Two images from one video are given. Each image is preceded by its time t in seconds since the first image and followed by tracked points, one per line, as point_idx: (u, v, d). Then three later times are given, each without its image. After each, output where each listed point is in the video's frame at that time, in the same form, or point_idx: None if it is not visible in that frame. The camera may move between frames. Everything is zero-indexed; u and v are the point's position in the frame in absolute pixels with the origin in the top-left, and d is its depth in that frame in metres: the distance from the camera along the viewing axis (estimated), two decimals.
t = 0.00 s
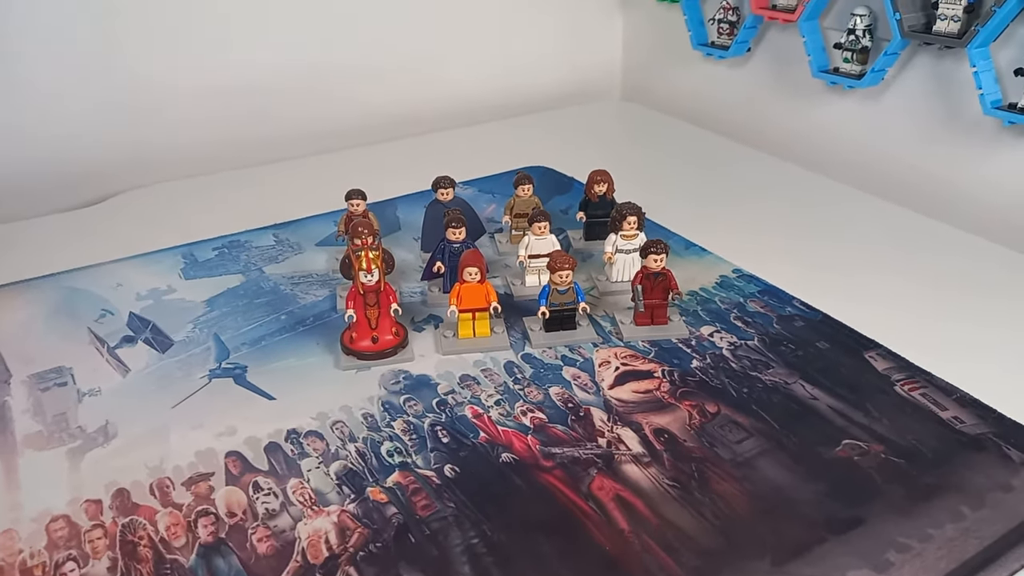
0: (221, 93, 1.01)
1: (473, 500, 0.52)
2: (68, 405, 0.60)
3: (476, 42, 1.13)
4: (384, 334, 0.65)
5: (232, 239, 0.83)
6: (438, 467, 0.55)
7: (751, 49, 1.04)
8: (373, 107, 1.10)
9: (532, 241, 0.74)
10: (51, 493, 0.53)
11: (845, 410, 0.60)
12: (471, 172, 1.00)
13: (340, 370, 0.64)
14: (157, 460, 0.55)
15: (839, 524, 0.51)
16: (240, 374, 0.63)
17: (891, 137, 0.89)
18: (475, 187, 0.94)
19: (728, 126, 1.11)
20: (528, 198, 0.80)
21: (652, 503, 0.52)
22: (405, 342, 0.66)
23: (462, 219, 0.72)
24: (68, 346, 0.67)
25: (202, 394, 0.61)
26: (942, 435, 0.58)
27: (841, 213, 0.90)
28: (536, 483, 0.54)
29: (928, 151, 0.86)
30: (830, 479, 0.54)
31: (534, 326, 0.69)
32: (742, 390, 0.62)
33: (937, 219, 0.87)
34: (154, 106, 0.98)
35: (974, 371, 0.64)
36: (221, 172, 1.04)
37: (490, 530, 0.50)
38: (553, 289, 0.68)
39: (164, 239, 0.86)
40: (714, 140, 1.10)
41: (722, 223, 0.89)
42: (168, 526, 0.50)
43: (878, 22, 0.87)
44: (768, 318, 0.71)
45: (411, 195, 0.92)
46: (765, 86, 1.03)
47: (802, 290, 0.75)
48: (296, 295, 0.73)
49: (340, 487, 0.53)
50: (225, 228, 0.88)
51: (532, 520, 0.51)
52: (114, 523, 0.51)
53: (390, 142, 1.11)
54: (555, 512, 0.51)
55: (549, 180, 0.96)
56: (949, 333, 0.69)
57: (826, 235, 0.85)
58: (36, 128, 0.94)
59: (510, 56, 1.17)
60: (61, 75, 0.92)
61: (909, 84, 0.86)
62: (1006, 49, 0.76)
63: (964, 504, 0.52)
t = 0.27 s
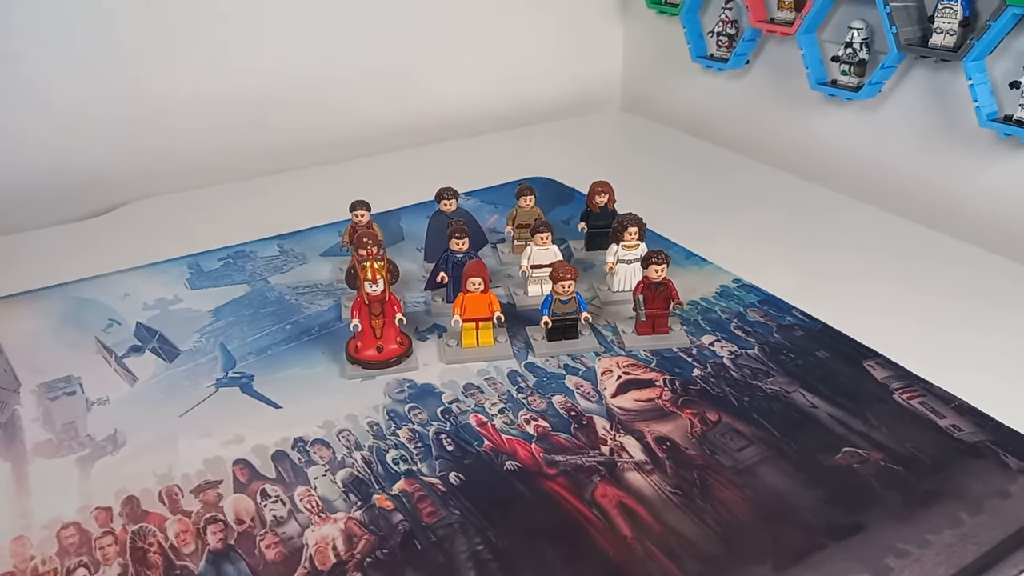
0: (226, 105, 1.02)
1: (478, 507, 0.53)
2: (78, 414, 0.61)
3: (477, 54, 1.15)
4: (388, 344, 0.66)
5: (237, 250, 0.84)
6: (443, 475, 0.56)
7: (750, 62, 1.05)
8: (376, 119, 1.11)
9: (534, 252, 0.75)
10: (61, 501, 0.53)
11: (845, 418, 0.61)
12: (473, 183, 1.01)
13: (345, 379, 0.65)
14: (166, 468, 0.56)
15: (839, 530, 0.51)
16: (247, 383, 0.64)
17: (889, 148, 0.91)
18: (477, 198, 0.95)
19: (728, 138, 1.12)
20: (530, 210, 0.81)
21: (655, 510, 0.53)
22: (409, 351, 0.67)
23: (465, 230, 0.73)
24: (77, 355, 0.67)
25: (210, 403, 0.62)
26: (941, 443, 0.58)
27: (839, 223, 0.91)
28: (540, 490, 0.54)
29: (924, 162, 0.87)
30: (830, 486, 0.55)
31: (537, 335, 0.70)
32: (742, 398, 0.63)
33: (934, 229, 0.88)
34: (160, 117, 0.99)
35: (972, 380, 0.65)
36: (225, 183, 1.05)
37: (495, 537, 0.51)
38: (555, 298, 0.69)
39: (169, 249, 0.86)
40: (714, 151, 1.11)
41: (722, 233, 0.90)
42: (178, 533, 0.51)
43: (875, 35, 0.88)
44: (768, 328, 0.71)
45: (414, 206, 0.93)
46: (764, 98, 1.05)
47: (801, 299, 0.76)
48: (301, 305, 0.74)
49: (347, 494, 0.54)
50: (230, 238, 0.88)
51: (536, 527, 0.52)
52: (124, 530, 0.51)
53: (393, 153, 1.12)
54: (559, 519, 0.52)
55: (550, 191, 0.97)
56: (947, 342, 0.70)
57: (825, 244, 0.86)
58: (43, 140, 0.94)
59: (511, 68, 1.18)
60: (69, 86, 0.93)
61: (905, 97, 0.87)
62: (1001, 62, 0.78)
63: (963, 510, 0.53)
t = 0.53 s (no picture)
0: (233, 111, 1.03)
1: (488, 507, 0.54)
2: (90, 416, 0.61)
3: (482, 61, 1.15)
4: (397, 347, 0.66)
5: (245, 254, 0.85)
6: (453, 476, 0.56)
7: (753, 69, 1.06)
8: (381, 125, 1.12)
9: (541, 256, 0.75)
10: (75, 501, 0.54)
11: (851, 421, 0.61)
12: (479, 189, 1.01)
13: (355, 382, 0.65)
14: (178, 469, 0.56)
15: (847, 531, 0.52)
16: (257, 385, 0.65)
17: (891, 154, 0.91)
18: (483, 203, 0.96)
19: (731, 144, 1.13)
20: (537, 214, 0.82)
21: (664, 511, 0.53)
22: (418, 354, 0.68)
23: (473, 234, 0.74)
24: (88, 358, 0.68)
25: (221, 405, 0.62)
26: (946, 445, 0.59)
27: (842, 228, 0.91)
28: (550, 491, 0.55)
29: (927, 168, 0.88)
30: (837, 487, 0.55)
31: (544, 338, 0.71)
32: (749, 401, 0.63)
33: (936, 234, 0.89)
34: (167, 123, 1.00)
35: (977, 383, 0.65)
36: (232, 188, 1.05)
37: (506, 537, 0.51)
38: (563, 302, 0.69)
39: (178, 254, 0.87)
40: (717, 156, 1.12)
41: (726, 238, 0.91)
42: (191, 533, 0.52)
43: (878, 42, 0.89)
44: (773, 331, 0.72)
45: (421, 211, 0.93)
46: (767, 104, 1.05)
47: (806, 304, 0.77)
48: (310, 309, 0.75)
49: (358, 495, 0.55)
50: (238, 243, 0.89)
51: (547, 527, 0.52)
52: (138, 530, 0.52)
53: (398, 158, 1.12)
54: (569, 520, 0.53)
55: (555, 196, 0.98)
56: (950, 345, 0.70)
57: (828, 249, 0.87)
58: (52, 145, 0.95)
59: (515, 74, 1.19)
60: (78, 92, 0.94)
61: (908, 103, 0.88)
62: (1003, 69, 0.78)
63: (969, 511, 0.53)
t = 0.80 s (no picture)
0: (239, 115, 1.03)
1: (496, 507, 0.54)
2: (98, 416, 0.62)
3: (486, 66, 1.16)
4: (403, 348, 0.67)
5: (251, 257, 0.85)
6: (461, 476, 0.56)
7: (756, 72, 1.06)
8: (386, 129, 1.12)
9: (547, 257, 0.75)
10: (84, 501, 0.54)
11: (858, 421, 0.61)
12: (483, 192, 1.02)
13: (362, 383, 0.65)
14: (186, 469, 0.56)
15: (856, 530, 0.52)
16: (264, 386, 0.65)
17: (896, 157, 0.92)
18: (488, 206, 0.96)
19: (734, 148, 1.13)
20: (542, 216, 0.82)
21: (672, 511, 0.53)
22: (424, 355, 0.68)
23: (479, 236, 0.74)
24: (96, 359, 0.68)
25: (228, 405, 0.63)
26: (954, 445, 0.59)
27: (847, 231, 0.92)
28: (558, 491, 0.55)
29: (931, 170, 0.88)
30: (845, 486, 0.55)
31: (551, 340, 0.71)
32: (756, 401, 0.64)
33: (941, 237, 0.89)
34: (173, 127, 1.00)
35: (983, 383, 0.65)
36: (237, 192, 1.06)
37: (515, 536, 0.51)
38: (570, 303, 0.69)
39: (184, 257, 0.87)
40: (720, 160, 1.12)
41: (731, 241, 0.91)
42: (200, 532, 0.52)
43: (882, 45, 0.89)
44: (779, 333, 0.72)
45: (426, 214, 0.94)
46: (771, 108, 1.06)
47: (811, 306, 0.77)
48: (316, 310, 0.75)
49: (366, 494, 0.55)
50: (244, 246, 0.89)
51: (555, 526, 0.52)
52: (147, 529, 0.52)
53: (402, 163, 1.13)
54: (578, 519, 0.53)
55: (560, 199, 0.98)
56: (956, 347, 0.70)
57: (833, 252, 0.87)
58: (59, 149, 0.95)
59: (519, 79, 1.19)
60: (85, 97, 0.94)
61: (912, 106, 0.88)
62: (1007, 71, 0.79)
63: (977, 510, 0.53)
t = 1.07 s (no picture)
0: (240, 118, 1.03)
1: (493, 510, 0.54)
2: (95, 419, 0.62)
3: (486, 70, 1.16)
4: (402, 351, 0.67)
5: (251, 260, 0.85)
6: (458, 479, 0.56)
7: (756, 76, 1.06)
8: (386, 132, 1.13)
9: (546, 260, 0.75)
10: (81, 503, 0.54)
11: (856, 424, 0.61)
12: (483, 196, 1.02)
13: (360, 386, 0.65)
14: (184, 472, 0.56)
15: (853, 533, 0.52)
16: (262, 389, 0.65)
17: (895, 160, 0.91)
18: (487, 209, 0.96)
19: (734, 151, 1.13)
20: (541, 220, 0.82)
21: (669, 514, 0.53)
22: (422, 358, 0.68)
23: (478, 239, 0.74)
24: (94, 362, 0.68)
25: (226, 408, 0.63)
26: (952, 448, 0.59)
27: (847, 234, 0.91)
28: (555, 494, 0.55)
29: (929, 174, 0.88)
30: (843, 489, 0.55)
31: (549, 343, 0.71)
32: (754, 404, 0.63)
33: (940, 240, 0.89)
34: (173, 131, 1.00)
35: (982, 387, 0.65)
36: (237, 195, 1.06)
37: (512, 539, 0.51)
38: (568, 306, 0.70)
39: (183, 260, 0.87)
40: (720, 164, 1.12)
41: (730, 244, 0.91)
42: (196, 535, 0.52)
43: (880, 49, 0.89)
44: (778, 336, 0.72)
45: (425, 217, 0.94)
46: (770, 111, 1.06)
47: (811, 309, 0.77)
48: (315, 313, 0.75)
49: (363, 497, 0.55)
50: (243, 249, 0.89)
51: (552, 529, 0.52)
52: (143, 532, 0.52)
53: (402, 166, 1.13)
54: (575, 522, 0.52)
55: (560, 203, 0.98)
56: (955, 350, 0.70)
57: (832, 256, 0.87)
58: (60, 152, 0.96)
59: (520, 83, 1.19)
60: (86, 100, 0.95)
61: (911, 110, 0.88)
62: (1005, 75, 0.79)
63: (975, 514, 0.53)
